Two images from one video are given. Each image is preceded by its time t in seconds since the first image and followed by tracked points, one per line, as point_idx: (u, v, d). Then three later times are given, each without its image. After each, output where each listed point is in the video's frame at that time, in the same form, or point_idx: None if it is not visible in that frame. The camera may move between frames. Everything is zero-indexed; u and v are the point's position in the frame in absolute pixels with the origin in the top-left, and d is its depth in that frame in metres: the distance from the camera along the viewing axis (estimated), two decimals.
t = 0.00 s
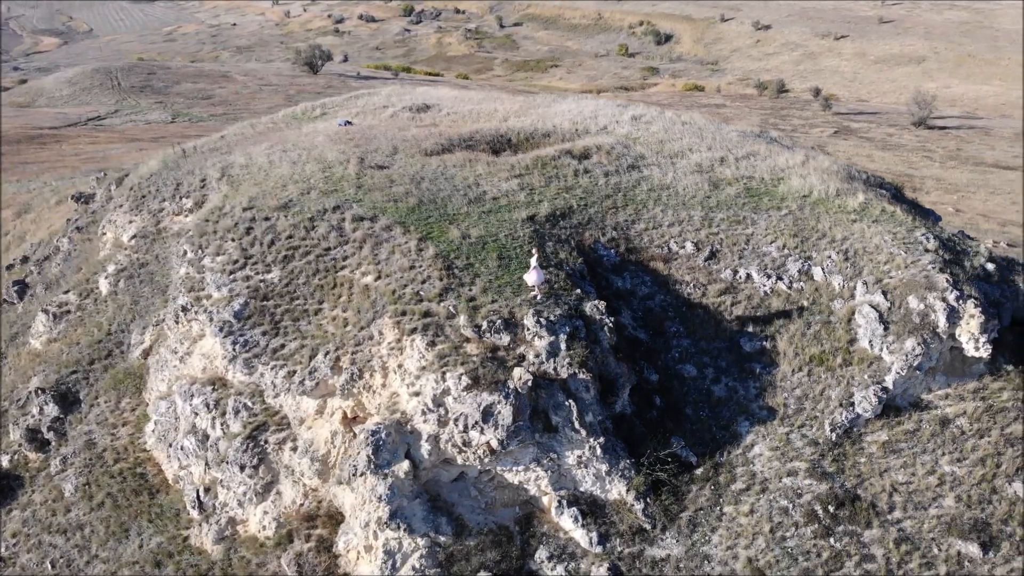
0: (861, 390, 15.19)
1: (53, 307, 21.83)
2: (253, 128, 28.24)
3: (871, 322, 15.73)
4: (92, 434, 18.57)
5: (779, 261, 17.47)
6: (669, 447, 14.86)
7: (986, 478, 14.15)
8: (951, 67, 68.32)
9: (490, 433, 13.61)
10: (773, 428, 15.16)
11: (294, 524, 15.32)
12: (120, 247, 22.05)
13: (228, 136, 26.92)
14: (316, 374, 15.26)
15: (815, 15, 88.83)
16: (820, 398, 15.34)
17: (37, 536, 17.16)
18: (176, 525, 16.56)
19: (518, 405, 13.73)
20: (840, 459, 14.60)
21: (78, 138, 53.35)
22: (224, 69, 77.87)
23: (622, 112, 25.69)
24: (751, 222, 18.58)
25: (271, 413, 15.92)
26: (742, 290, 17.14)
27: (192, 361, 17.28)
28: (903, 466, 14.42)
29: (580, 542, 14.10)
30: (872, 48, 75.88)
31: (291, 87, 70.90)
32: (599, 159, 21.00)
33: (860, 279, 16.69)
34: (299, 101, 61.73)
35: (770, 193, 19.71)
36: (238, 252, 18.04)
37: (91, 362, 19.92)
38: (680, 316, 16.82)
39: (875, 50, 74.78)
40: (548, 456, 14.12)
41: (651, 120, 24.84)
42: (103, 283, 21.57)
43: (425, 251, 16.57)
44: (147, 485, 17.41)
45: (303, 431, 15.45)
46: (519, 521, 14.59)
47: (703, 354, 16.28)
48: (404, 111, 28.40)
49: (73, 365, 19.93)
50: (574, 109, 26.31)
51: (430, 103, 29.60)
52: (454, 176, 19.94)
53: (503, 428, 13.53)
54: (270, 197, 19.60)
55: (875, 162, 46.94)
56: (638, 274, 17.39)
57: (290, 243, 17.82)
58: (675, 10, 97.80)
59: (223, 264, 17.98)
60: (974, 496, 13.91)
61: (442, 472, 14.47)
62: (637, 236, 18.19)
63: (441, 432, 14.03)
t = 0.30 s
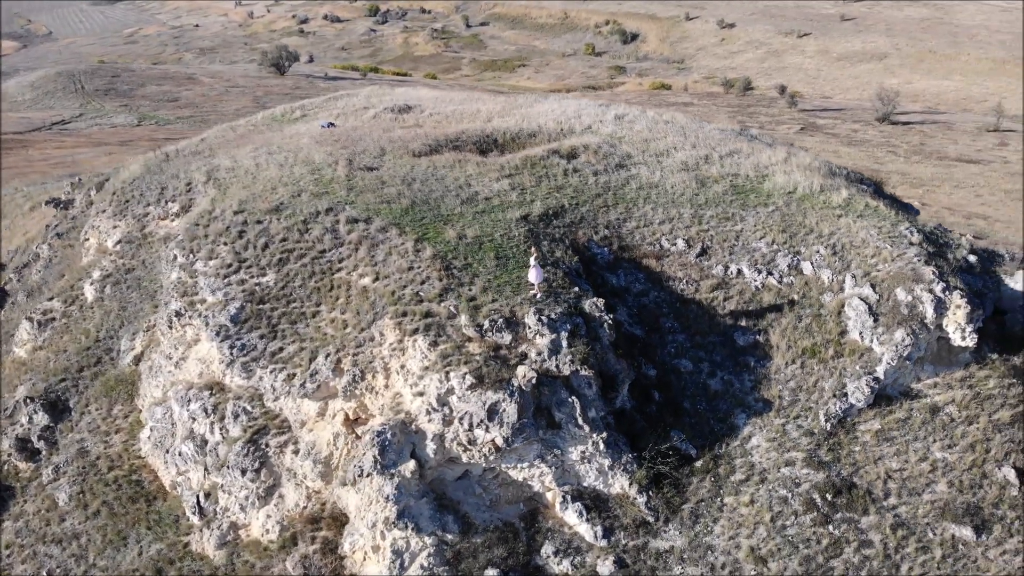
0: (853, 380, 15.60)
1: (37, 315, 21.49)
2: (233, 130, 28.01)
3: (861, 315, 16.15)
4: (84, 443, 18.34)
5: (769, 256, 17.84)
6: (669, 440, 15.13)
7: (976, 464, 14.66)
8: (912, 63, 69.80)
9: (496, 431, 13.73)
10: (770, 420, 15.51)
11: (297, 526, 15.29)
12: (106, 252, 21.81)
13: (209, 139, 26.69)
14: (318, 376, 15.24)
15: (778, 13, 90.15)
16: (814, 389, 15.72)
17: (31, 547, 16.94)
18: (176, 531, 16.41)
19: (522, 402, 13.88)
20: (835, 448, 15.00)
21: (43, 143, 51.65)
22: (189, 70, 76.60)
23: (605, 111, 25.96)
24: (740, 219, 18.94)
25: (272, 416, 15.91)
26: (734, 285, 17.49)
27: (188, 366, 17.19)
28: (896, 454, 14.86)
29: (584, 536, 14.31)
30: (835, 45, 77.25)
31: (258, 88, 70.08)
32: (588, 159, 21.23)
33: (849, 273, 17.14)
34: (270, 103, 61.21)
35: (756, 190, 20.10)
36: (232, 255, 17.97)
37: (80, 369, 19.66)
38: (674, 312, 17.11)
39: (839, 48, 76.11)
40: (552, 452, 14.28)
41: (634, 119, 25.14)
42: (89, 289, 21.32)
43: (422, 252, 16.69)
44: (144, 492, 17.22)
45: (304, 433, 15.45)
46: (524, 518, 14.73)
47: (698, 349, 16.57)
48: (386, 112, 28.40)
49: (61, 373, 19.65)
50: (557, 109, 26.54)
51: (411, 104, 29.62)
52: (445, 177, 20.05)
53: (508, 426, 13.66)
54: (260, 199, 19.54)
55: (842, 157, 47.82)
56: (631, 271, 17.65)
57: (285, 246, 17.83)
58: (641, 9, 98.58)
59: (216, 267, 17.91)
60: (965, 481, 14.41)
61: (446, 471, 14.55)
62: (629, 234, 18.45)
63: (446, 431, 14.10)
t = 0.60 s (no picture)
0: (846, 371, 15.99)
1: (21, 323, 21.14)
2: (213, 133, 27.80)
3: (852, 308, 16.56)
4: (77, 451, 18.14)
5: (759, 251, 18.21)
6: (669, 434, 15.40)
7: (967, 450, 15.11)
8: (874, 60, 71.18)
9: (501, 429, 13.87)
10: (766, 411, 15.84)
11: (300, 529, 15.27)
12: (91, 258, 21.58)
13: (189, 143, 26.46)
14: (320, 379, 15.23)
15: (743, 11, 91.30)
16: (808, 380, 16.10)
17: (27, 558, 16.67)
18: (176, 538, 16.28)
19: (527, 400, 14.05)
20: (830, 438, 15.38)
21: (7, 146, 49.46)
22: (152, 73, 75.34)
23: (588, 111, 26.24)
24: (729, 215, 19.30)
25: (272, 420, 15.91)
26: (726, 280, 17.82)
27: (185, 371, 17.10)
28: (889, 442, 15.27)
29: (589, 530, 14.51)
30: (798, 43, 78.51)
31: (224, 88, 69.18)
32: (576, 159, 21.48)
33: (838, 267, 17.56)
34: (237, 105, 60.55)
35: (743, 187, 20.50)
36: (225, 259, 17.90)
37: (68, 377, 19.42)
38: (669, 308, 17.41)
39: (802, 46, 77.38)
40: (556, 449, 14.47)
41: (617, 118, 25.45)
42: (75, 296, 21.05)
43: (420, 252, 16.81)
44: (140, 500, 17.02)
45: (306, 436, 15.45)
46: (529, 514, 14.87)
47: (693, 344, 16.88)
48: (368, 113, 28.38)
49: (50, 381, 19.39)
50: (539, 109, 26.75)
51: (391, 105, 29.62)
52: (436, 178, 20.15)
53: (514, 423, 13.82)
54: (251, 202, 19.48)
55: (810, 153, 48.65)
56: (625, 269, 17.91)
57: (279, 249, 17.82)
58: (608, 8, 99.23)
59: (210, 270, 17.85)
60: (957, 467, 14.85)
61: (451, 469, 14.65)
62: (621, 232, 18.72)
63: (451, 430, 14.21)
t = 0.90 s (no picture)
0: (838, 363, 16.40)
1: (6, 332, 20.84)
2: (192, 136, 27.55)
3: (841, 301, 16.97)
4: (71, 460, 17.91)
5: (749, 247, 18.58)
6: (669, 428, 15.68)
7: (956, 436, 15.60)
8: (836, 57, 72.56)
9: (506, 427, 14.01)
10: (762, 404, 16.18)
11: (305, 532, 15.19)
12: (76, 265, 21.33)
13: (169, 147, 26.21)
14: (321, 381, 15.25)
15: (707, 10, 92.39)
16: (801, 372, 16.48)
17: (23, 569, 16.49)
18: (177, 544, 16.15)
19: (531, 398, 14.21)
20: (825, 428, 15.78)
21: None
22: (115, 76, 74.07)
23: (570, 111, 26.50)
24: (717, 213, 19.66)
25: (273, 424, 15.83)
26: (717, 277, 18.17)
27: (182, 377, 16.99)
28: (882, 431, 15.72)
29: (593, 524, 14.70)
30: (762, 41, 79.70)
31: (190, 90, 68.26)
32: (564, 159, 21.72)
33: (826, 262, 18.00)
34: (203, 107, 59.85)
35: (729, 185, 20.89)
36: (219, 263, 17.82)
37: (58, 386, 19.20)
38: (663, 304, 17.70)
39: (767, 44, 78.55)
40: (559, 445, 14.64)
41: (601, 118, 25.75)
42: (60, 303, 20.78)
43: (418, 253, 16.92)
44: (138, 507, 16.81)
45: (308, 439, 15.43)
46: (534, 510, 15.00)
47: (688, 339, 17.19)
48: (350, 114, 28.33)
49: (40, 390, 19.16)
50: (522, 110, 26.95)
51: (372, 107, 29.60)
52: (427, 179, 20.25)
53: (518, 421, 13.97)
54: (242, 206, 19.41)
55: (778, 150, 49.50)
56: (619, 266, 18.17)
57: (274, 252, 17.79)
58: (574, 8, 99.78)
59: (204, 274, 17.78)
60: (948, 454, 15.35)
61: (456, 468, 14.74)
62: (612, 230, 18.99)
63: (456, 429, 14.30)
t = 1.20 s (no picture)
0: (829, 355, 16.87)
1: None
2: (171, 140, 27.26)
3: (830, 294, 17.43)
4: (65, 469, 17.72)
5: (738, 243, 18.97)
6: (668, 421, 15.98)
7: (945, 423, 16.21)
8: (800, 54, 73.80)
9: (511, 424, 14.16)
10: (757, 396, 16.57)
11: (310, 534, 15.14)
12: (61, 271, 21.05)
13: (149, 150, 25.91)
14: (324, 384, 15.28)
15: (672, 8, 93.30)
16: (793, 364, 16.91)
17: None
18: (178, 550, 16.05)
19: (535, 395, 14.38)
20: (818, 418, 16.23)
21: None
22: (77, 79, 72.63)
23: (553, 110, 26.75)
24: (706, 209, 20.02)
25: (274, 427, 15.75)
26: (709, 272, 18.52)
27: (179, 382, 16.88)
28: (873, 420, 16.24)
29: (597, 518, 14.94)
30: (726, 39, 80.74)
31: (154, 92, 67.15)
32: (551, 158, 21.96)
33: (813, 256, 18.46)
34: (169, 110, 58.92)
35: (714, 182, 21.29)
36: (214, 267, 17.76)
37: (48, 395, 18.96)
38: (657, 300, 18.00)
39: (732, 42, 79.53)
40: (562, 441, 14.83)
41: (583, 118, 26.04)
42: (46, 311, 20.51)
43: (416, 254, 17.06)
44: (136, 514, 16.65)
45: (311, 441, 15.43)
46: (538, 505, 15.17)
47: (682, 334, 17.51)
48: (331, 115, 28.25)
49: (30, 399, 18.92)
50: (503, 110, 27.13)
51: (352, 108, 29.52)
52: (418, 180, 20.36)
53: (523, 418, 14.13)
54: (233, 209, 19.33)
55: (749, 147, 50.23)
56: (613, 264, 18.44)
57: (269, 255, 17.77)
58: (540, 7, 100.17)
59: (198, 278, 17.70)
60: (937, 440, 15.95)
61: (461, 466, 14.86)
62: (604, 228, 19.27)
63: (461, 428, 14.42)
